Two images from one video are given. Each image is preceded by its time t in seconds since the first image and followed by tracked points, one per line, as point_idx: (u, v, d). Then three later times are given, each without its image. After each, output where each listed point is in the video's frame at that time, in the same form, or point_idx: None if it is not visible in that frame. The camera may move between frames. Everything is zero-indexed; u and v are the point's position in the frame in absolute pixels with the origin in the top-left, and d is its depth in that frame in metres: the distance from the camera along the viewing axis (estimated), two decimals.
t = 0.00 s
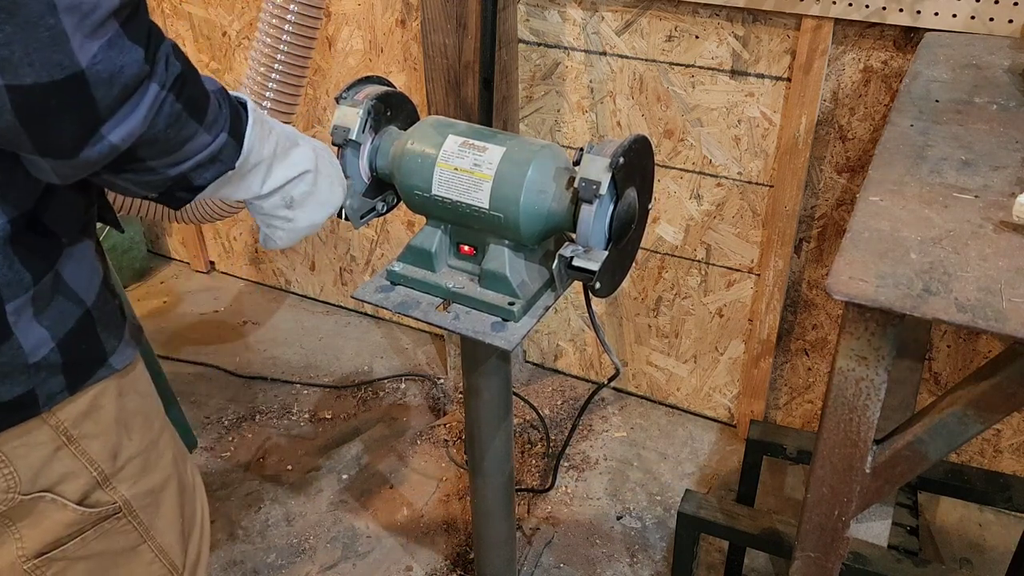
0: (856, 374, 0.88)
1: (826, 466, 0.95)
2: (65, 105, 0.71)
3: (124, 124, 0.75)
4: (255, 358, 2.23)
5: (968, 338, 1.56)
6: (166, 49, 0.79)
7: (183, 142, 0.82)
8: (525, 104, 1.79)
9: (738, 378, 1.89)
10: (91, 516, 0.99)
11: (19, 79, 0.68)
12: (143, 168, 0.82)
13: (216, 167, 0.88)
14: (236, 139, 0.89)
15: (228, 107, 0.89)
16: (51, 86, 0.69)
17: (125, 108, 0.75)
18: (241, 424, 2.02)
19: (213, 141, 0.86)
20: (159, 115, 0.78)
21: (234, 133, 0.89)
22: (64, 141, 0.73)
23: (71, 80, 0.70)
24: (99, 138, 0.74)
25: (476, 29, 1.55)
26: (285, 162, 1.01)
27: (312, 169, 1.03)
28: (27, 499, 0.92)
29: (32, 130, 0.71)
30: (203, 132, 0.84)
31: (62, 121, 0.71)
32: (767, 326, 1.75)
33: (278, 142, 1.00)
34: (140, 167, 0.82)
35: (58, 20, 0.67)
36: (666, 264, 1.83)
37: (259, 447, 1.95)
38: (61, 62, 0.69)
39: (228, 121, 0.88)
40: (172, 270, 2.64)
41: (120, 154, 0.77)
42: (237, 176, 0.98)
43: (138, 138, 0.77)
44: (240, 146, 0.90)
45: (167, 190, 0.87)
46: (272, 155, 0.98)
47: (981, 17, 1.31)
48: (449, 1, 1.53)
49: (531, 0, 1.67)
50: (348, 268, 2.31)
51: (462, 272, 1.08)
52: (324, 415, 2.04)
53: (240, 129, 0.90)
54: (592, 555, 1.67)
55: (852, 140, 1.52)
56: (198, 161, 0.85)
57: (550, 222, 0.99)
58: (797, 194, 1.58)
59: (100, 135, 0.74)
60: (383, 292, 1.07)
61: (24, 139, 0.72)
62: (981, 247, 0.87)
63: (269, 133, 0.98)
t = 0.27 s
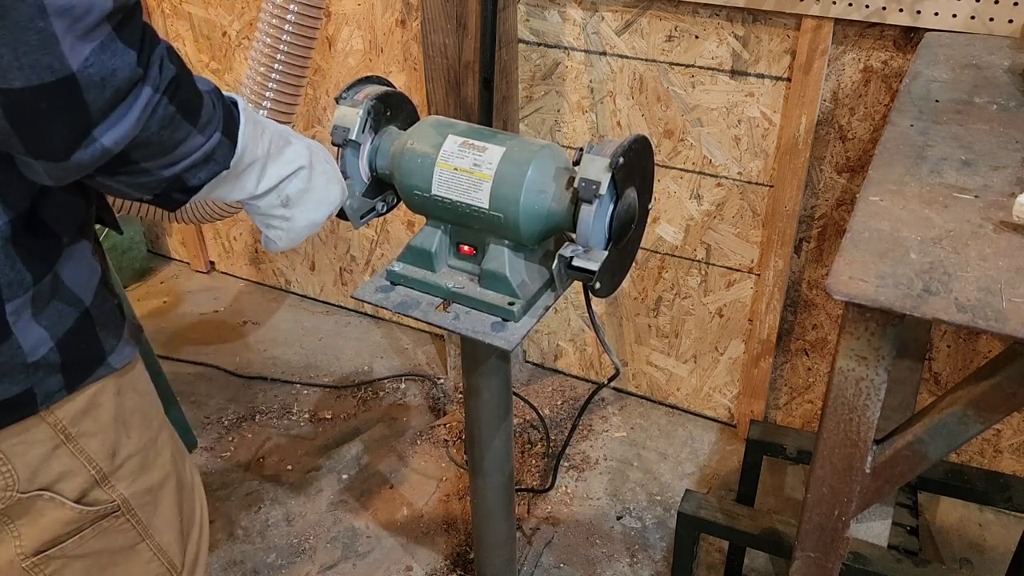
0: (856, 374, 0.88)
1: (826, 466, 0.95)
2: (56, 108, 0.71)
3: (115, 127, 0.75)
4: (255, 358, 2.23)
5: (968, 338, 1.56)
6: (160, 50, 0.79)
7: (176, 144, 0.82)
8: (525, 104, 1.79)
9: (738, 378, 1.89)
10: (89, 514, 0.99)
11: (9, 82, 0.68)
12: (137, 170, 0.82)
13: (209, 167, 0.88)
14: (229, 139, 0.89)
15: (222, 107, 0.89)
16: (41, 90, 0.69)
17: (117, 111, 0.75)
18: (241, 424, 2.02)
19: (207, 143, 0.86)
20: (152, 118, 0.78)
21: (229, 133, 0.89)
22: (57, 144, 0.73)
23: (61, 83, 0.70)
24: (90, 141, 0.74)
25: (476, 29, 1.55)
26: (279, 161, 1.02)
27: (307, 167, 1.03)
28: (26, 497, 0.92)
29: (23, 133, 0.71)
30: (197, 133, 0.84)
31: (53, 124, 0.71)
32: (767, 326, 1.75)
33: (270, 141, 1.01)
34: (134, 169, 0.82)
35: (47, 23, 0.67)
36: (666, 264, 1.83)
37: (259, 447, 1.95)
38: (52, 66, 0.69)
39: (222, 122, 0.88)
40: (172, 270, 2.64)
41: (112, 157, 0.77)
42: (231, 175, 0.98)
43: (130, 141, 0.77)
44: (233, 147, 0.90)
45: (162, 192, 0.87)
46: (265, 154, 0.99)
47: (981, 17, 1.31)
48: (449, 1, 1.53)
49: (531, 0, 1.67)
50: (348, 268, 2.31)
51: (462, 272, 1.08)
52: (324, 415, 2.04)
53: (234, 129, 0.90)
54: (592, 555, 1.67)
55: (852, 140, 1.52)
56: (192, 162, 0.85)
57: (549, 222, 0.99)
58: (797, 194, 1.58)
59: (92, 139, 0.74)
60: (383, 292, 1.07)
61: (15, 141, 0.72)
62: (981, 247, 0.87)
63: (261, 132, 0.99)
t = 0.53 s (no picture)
0: (856, 374, 0.88)
1: (826, 466, 0.95)
2: (54, 112, 0.71)
3: (114, 132, 0.75)
4: (255, 358, 2.23)
5: (968, 338, 1.56)
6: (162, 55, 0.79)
7: (176, 148, 0.82)
8: (525, 104, 1.79)
9: (738, 378, 1.89)
10: (90, 513, 0.99)
11: (7, 86, 0.68)
12: (136, 173, 0.83)
13: (209, 171, 0.87)
14: (229, 141, 0.88)
15: (223, 110, 0.89)
16: (38, 94, 0.69)
17: (116, 116, 0.75)
18: (241, 424, 2.02)
19: (208, 147, 0.85)
20: (151, 122, 0.78)
21: (230, 135, 0.89)
22: (56, 148, 0.73)
23: (59, 87, 0.70)
24: (89, 146, 0.74)
25: (476, 29, 1.55)
26: (279, 163, 0.99)
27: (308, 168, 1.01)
28: (27, 497, 0.92)
29: (22, 136, 0.71)
30: (197, 137, 0.83)
31: (50, 129, 0.71)
32: (767, 326, 1.75)
33: (270, 142, 0.98)
34: (134, 172, 0.82)
35: (45, 27, 0.67)
36: (666, 264, 1.83)
37: (259, 447, 1.95)
38: (49, 70, 0.69)
39: (222, 124, 0.88)
40: (172, 270, 2.64)
41: (111, 162, 0.77)
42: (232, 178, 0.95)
43: (130, 146, 0.77)
44: (233, 149, 0.89)
45: (162, 194, 0.87)
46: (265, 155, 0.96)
47: (981, 18, 1.31)
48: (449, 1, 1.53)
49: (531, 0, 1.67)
50: (348, 268, 2.31)
51: (462, 272, 1.09)
52: (324, 415, 2.03)
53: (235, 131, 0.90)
54: (592, 555, 1.67)
55: (852, 140, 1.52)
56: (192, 165, 0.85)
57: (549, 222, 0.99)
58: (797, 194, 1.58)
59: (90, 143, 0.74)
60: (383, 292, 1.07)
61: (13, 143, 0.72)
62: (981, 247, 0.87)
63: (260, 133, 0.96)
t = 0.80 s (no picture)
0: (856, 374, 0.88)
1: (826, 466, 0.95)
2: (52, 112, 0.71)
3: (113, 134, 0.75)
4: (255, 358, 2.23)
5: (968, 338, 1.56)
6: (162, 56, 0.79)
7: (175, 149, 0.82)
8: (525, 104, 1.79)
9: (738, 378, 1.89)
10: (91, 513, 0.99)
11: (6, 86, 0.69)
12: (136, 175, 0.83)
13: (209, 172, 0.87)
14: (230, 143, 0.88)
15: (223, 111, 0.88)
16: (37, 95, 0.69)
17: (114, 117, 0.75)
18: (241, 424, 2.02)
19: (207, 148, 0.85)
20: (150, 124, 0.78)
21: (231, 135, 0.89)
22: (55, 149, 0.72)
23: (58, 89, 0.70)
24: (88, 148, 0.74)
25: (476, 29, 1.55)
26: (281, 165, 0.99)
27: (309, 169, 1.01)
28: (28, 496, 0.92)
29: (22, 137, 0.71)
30: (197, 139, 0.83)
31: (49, 129, 0.71)
32: (767, 326, 1.75)
33: (272, 144, 0.97)
34: (133, 173, 0.82)
35: (44, 28, 0.67)
36: (666, 264, 1.83)
37: (259, 447, 1.95)
38: (47, 71, 0.69)
39: (223, 125, 0.87)
40: (172, 270, 2.64)
41: (109, 163, 0.77)
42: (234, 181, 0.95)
43: (128, 147, 0.77)
44: (234, 150, 0.89)
45: (162, 195, 0.87)
46: (267, 157, 0.96)
47: (981, 18, 1.31)
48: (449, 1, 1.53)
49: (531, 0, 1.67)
50: (348, 268, 2.31)
51: (462, 272, 1.09)
52: (324, 415, 2.04)
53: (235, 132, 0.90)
54: (591, 555, 1.67)
55: (852, 140, 1.52)
56: (192, 167, 0.85)
57: (549, 222, 0.99)
58: (797, 194, 1.58)
59: (89, 144, 0.74)
60: (383, 292, 1.07)
61: (11, 142, 0.72)
62: (981, 247, 0.87)
63: (262, 135, 0.96)
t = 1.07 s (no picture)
0: (856, 374, 0.88)
1: (826, 466, 0.95)
2: (52, 113, 0.71)
3: (113, 135, 0.75)
4: (255, 359, 2.23)
5: (968, 338, 1.56)
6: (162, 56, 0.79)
7: (175, 151, 0.82)
8: (526, 104, 1.79)
9: (738, 378, 1.89)
10: (91, 513, 0.99)
11: (6, 86, 0.69)
12: (136, 176, 0.83)
13: (211, 173, 0.87)
14: (231, 143, 0.88)
15: (225, 112, 0.89)
16: (37, 94, 0.69)
17: (115, 118, 0.75)
18: (241, 424, 2.02)
19: (208, 149, 0.85)
20: (150, 125, 0.78)
21: (233, 137, 0.89)
22: (57, 149, 0.73)
23: (57, 89, 0.70)
24: (89, 148, 0.74)
25: (476, 29, 1.55)
26: (284, 167, 0.99)
27: (312, 171, 1.01)
28: (28, 496, 0.92)
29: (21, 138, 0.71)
30: (197, 140, 0.83)
31: (50, 130, 0.71)
32: (767, 326, 1.75)
33: (275, 146, 0.97)
34: (133, 174, 0.82)
35: (44, 29, 0.67)
36: (666, 264, 1.83)
37: (259, 447, 1.95)
38: (47, 71, 0.69)
39: (224, 126, 0.88)
40: (172, 270, 2.64)
41: (109, 164, 0.77)
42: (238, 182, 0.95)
43: (128, 148, 0.77)
44: (236, 151, 0.89)
45: (164, 196, 0.87)
46: (270, 158, 0.96)
47: (981, 18, 1.31)
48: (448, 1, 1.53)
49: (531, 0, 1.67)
50: (348, 268, 2.31)
51: (462, 272, 1.09)
52: (324, 415, 2.04)
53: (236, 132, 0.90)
54: (591, 555, 1.67)
55: (852, 140, 1.52)
56: (192, 168, 0.85)
57: (549, 222, 0.99)
58: (797, 194, 1.58)
59: (89, 145, 0.74)
60: (383, 292, 1.07)
61: (11, 144, 0.72)
62: (981, 247, 0.87)
63: (264, 137, 0.96)
